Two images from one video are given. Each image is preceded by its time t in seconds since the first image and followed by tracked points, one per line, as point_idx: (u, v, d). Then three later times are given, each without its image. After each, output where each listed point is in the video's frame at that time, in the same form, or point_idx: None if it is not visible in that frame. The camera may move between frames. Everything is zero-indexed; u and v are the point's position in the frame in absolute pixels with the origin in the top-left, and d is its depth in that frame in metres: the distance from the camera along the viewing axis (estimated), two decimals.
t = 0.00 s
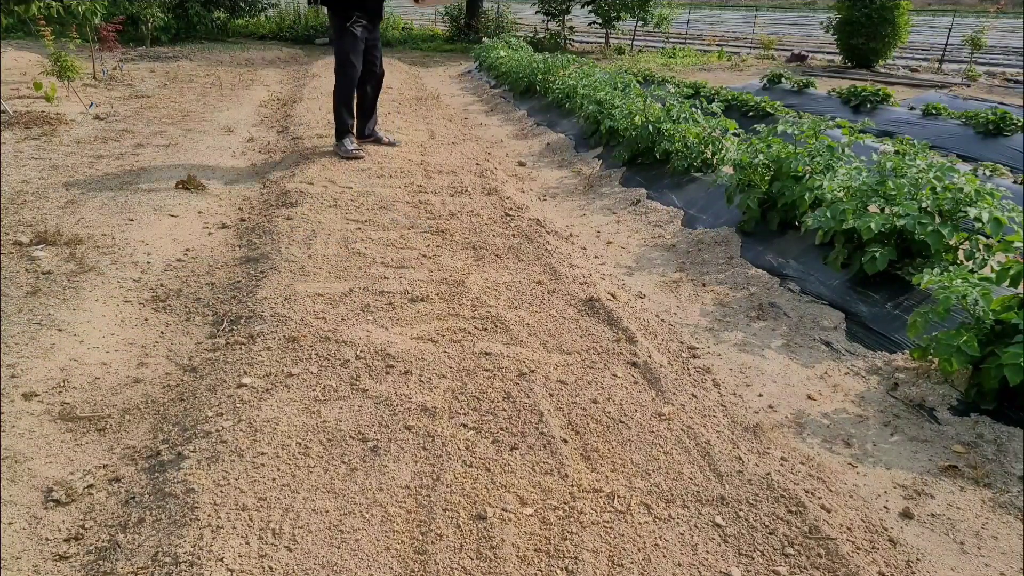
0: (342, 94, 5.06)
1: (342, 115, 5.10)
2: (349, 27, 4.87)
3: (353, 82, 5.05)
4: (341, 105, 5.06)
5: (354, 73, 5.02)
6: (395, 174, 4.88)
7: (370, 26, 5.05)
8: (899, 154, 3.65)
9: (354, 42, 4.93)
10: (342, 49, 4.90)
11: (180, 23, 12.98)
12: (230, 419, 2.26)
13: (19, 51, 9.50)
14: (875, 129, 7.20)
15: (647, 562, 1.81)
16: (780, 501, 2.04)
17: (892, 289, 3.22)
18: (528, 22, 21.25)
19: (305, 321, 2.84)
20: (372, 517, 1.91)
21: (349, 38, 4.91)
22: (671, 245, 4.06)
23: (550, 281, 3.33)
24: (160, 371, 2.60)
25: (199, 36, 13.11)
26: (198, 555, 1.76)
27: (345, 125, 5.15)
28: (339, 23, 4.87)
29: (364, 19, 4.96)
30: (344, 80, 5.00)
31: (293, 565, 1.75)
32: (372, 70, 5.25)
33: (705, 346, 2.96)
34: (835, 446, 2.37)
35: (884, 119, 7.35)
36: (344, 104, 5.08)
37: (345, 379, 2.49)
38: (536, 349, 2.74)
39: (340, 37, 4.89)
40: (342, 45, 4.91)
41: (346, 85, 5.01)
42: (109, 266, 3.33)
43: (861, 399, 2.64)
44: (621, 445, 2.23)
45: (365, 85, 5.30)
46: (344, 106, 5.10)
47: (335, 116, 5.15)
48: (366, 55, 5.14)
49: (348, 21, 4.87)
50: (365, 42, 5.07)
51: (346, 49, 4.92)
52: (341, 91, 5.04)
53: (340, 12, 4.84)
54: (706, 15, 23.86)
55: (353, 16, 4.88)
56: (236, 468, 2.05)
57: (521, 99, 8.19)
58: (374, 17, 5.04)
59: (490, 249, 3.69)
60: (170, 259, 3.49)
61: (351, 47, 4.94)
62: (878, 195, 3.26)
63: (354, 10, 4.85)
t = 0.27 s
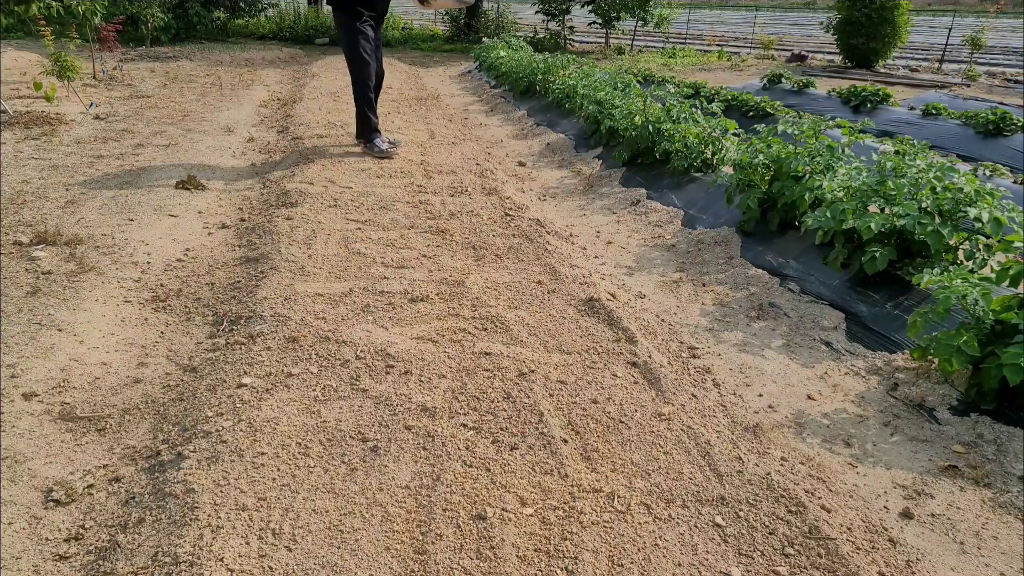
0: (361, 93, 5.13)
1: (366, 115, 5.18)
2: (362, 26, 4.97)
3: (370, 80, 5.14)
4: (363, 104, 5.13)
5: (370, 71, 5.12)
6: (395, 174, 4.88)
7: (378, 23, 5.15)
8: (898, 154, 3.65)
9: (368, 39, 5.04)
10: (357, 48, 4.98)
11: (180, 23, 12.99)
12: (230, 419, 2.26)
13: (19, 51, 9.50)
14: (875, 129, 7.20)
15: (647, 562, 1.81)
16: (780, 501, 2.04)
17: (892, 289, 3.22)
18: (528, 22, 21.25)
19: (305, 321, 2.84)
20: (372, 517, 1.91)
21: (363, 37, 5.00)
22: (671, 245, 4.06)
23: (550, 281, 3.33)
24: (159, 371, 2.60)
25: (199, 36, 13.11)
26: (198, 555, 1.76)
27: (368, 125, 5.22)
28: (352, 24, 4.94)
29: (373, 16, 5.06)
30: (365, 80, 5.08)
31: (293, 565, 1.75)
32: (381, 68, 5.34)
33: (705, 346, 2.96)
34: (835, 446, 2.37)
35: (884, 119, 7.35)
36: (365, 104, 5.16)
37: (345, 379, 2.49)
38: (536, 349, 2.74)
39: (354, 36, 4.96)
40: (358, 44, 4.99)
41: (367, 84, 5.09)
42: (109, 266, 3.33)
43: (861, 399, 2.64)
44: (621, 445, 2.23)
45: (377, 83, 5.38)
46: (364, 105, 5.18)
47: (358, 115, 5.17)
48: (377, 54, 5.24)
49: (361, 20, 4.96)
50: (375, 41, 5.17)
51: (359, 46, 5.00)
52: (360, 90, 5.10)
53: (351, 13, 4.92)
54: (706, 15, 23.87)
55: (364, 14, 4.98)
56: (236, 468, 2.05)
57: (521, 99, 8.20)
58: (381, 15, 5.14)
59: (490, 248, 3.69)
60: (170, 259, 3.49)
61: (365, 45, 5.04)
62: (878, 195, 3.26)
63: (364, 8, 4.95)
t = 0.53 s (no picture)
0: (362, 94, 5.14)
1: (367, 116, 5.18)
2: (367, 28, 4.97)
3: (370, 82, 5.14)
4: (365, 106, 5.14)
5: (372, 72, 5.14)
6: (395, 174, 4.88)
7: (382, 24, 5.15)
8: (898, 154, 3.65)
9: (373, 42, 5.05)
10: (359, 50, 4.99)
11: (180, 23, 12.99)
12: (230, 419, 2.26)
13: (19, 51, 9.50)
14: (875, 129, 7.20)
15: (647, 562, 1.81)
16: (780, 501, 2.04)
17: (892, 289, 3.22)
18: (528, 22, 21.23)
19: (305, 320, 2.84)
20: (372, 517, 1.91)
21: (366, 38, 5.00)
22: (671, 244, 4.06)
23: (550, 281, 3.33)
24: (159, 371, 2.60)
25: (199, 36, 13.11)
26: (198, 554, 1.76)
27: (368, 125, 5.22)
28: (357, 26, 4.93)
29: (377, 17, 5.05)
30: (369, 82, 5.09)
31: (293, 565, 1.75)
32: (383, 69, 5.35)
33: (705, 346, 2.96)
34: (835, 446, 2.37)
35: (884, 118, 7.35)
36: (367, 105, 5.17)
37: (345, 379, 2.49)
38: (536, 349, 2.74)
39: (359, 38, 4.96)
40: (362, 46, 4.99)
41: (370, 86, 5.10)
42: (109, 266, 3.33)
43: (861, 399, 2.64)
44: (621, 445, 2.23)
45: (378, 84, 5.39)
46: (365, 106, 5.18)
47: (359, 116, 5.18)
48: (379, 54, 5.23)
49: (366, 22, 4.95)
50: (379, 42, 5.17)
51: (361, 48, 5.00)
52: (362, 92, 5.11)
53: (356, 15, 4.91)
54: (706, 15, 23.87)
55: (368, 16, 4.96)
56: (236, 468, 2.05)
57: (521, 99, 8.19)
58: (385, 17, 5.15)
59: (490, 248, 3.69)
60: (170, 259, 3.49)
61: (369, 47, 5.05)
62: (878, 195, 3.26)
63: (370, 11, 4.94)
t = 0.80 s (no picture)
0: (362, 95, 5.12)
1: (368, 118, 5.18)
2: (368, 29, 4.96)
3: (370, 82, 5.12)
4: (365, 108, 5.13)
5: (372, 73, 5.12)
6: (395, 174, 4.88)
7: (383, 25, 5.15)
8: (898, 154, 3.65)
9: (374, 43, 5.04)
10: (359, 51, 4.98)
11: (180, 23, 12.99)
12: (230, 419, 2.26)
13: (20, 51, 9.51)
14: (876, 129, 7.20)
15: (647, 562, 1.81)
16: (780, 501, 2.04)
17: (892, 289, 3.22)
18: (528, 22, 21.21)
19: (305, 320, 2.84)
20: (372, 517, 1.91)
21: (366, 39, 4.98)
22: (671, 244, 4.06)
23: (550, 281, 3.33)
24: (159, 371, 2.60)
25: (199, 35, 13.11)
26: (198, 554, 1.76)
27: (369, 127, 5.21)
28: (357, 27, 4.92)
29: (377, 17, 5.03)
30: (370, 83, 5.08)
31: (293, 565, 1.75)
32: (384, 70, 5.34)
33: (705, 346, 2.96)
34: (835, 446, 2.37)
35: (884, 118, 7.35)
36: (367, 107, 5.16)
37: (345, 379, 2.49)
38: (536, 349, 2.74)
39: (359, 39, 4.95)
40: (363, 47, 4.98)
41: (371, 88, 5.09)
42: (109, 266, 3.33)
43: (861, 399, 2.64)
44: (621, 445, 2.23)
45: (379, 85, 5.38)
46: (365, 108, 5.18)
47: (359, 117, 5.18)
48: (380, 54, 5.22)
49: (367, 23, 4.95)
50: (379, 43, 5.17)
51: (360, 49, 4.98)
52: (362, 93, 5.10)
53: (357, 15, 4.90)
54: (706, 15, 23.86)
55: (368, 16, 4.94)
56: (236, 468, 2.05)
57: (521, 99, 8.19)
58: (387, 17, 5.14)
59: (490, 248, 3.69)
60: (170, 259, 3.49)
61: (369, 47, 5.03)
62: (878, 195, 3.26)
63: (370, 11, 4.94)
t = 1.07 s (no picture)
0: (361, 96, 5.12)
1: (368, 119, 5.17)
2: (368, 30, 4.95)
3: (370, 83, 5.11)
4: (365, 109, 5.13)
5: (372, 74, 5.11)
6: (395, 174, 4.88)
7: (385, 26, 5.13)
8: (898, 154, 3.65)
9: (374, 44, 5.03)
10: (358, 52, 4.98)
11: (180, 23, 12.99)
12: (230, 419, 2.26)
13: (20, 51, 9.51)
14: (876, 129, 7.20)
15: (647, 562, 1.81)
16: (780, 501, 2.04)
17: (892, 289, 3.22)
18: (528, 22, 21.20)
19: (305, 321, 2.84)
20: (372, 517, 1.91)
21: (366, 40, 4.97)
22: (671, 244, 4.06)
23: (550, 281, 3.33)
24: (159, 371, 2.59)
25: (199, 35, 13.11)
26: (198, 554, 1.76)
27: (370, 127, 5.21)
28: (356, 27, 4.92)
29: (377, 18, 5.02)
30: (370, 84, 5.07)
31: (293, 565, 1.75)
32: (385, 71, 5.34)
33: (705, 346, 2.96)
34: (835, 446, 2.37)
35: (884, 118, 7.35)
36: (367, 108, 5.15)
37: (345, 379, 2.49)
38: (536, 349, 2.74)
39: (358, 40, 4.95)
40: (362, 48, 4.98)
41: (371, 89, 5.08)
42: (109, 266, 3.33)
43: (861, 399, 2.64)
44: (621, 445, 2.23)
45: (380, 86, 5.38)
46: (365, 108, 5.17)
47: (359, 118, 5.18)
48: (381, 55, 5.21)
49: (366, 23, 4.94)
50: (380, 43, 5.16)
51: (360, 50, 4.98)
52: (362, 94, 5.09)
53: (356, 16, 4.88)
54: (706, 15, 23.86)
55: (368, 17, 4.93)
56: (236, 468, 2.05)
57: (521, 99, 8.19)
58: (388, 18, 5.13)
59: (490, 248, 3.69)
60: (170, 259, 3.49)
61: (369, 48, 5.02)
62: (878, 195, 3.26)
63: (370, 12, 4.93)
